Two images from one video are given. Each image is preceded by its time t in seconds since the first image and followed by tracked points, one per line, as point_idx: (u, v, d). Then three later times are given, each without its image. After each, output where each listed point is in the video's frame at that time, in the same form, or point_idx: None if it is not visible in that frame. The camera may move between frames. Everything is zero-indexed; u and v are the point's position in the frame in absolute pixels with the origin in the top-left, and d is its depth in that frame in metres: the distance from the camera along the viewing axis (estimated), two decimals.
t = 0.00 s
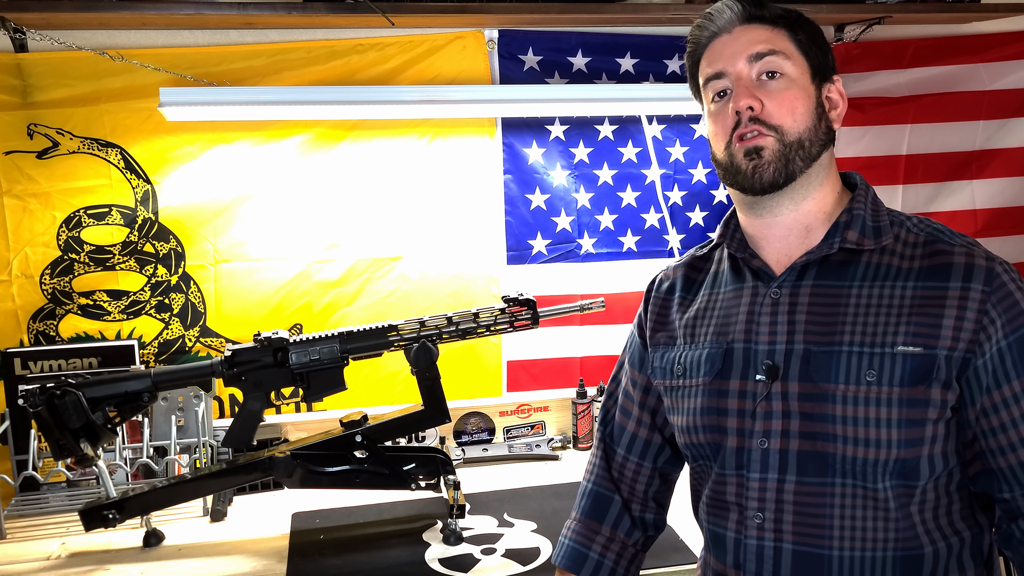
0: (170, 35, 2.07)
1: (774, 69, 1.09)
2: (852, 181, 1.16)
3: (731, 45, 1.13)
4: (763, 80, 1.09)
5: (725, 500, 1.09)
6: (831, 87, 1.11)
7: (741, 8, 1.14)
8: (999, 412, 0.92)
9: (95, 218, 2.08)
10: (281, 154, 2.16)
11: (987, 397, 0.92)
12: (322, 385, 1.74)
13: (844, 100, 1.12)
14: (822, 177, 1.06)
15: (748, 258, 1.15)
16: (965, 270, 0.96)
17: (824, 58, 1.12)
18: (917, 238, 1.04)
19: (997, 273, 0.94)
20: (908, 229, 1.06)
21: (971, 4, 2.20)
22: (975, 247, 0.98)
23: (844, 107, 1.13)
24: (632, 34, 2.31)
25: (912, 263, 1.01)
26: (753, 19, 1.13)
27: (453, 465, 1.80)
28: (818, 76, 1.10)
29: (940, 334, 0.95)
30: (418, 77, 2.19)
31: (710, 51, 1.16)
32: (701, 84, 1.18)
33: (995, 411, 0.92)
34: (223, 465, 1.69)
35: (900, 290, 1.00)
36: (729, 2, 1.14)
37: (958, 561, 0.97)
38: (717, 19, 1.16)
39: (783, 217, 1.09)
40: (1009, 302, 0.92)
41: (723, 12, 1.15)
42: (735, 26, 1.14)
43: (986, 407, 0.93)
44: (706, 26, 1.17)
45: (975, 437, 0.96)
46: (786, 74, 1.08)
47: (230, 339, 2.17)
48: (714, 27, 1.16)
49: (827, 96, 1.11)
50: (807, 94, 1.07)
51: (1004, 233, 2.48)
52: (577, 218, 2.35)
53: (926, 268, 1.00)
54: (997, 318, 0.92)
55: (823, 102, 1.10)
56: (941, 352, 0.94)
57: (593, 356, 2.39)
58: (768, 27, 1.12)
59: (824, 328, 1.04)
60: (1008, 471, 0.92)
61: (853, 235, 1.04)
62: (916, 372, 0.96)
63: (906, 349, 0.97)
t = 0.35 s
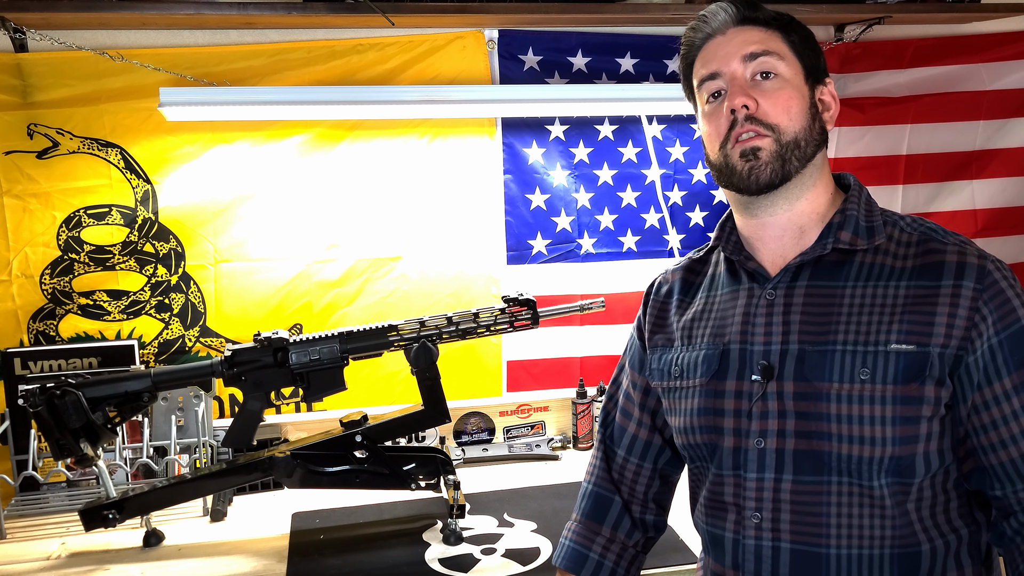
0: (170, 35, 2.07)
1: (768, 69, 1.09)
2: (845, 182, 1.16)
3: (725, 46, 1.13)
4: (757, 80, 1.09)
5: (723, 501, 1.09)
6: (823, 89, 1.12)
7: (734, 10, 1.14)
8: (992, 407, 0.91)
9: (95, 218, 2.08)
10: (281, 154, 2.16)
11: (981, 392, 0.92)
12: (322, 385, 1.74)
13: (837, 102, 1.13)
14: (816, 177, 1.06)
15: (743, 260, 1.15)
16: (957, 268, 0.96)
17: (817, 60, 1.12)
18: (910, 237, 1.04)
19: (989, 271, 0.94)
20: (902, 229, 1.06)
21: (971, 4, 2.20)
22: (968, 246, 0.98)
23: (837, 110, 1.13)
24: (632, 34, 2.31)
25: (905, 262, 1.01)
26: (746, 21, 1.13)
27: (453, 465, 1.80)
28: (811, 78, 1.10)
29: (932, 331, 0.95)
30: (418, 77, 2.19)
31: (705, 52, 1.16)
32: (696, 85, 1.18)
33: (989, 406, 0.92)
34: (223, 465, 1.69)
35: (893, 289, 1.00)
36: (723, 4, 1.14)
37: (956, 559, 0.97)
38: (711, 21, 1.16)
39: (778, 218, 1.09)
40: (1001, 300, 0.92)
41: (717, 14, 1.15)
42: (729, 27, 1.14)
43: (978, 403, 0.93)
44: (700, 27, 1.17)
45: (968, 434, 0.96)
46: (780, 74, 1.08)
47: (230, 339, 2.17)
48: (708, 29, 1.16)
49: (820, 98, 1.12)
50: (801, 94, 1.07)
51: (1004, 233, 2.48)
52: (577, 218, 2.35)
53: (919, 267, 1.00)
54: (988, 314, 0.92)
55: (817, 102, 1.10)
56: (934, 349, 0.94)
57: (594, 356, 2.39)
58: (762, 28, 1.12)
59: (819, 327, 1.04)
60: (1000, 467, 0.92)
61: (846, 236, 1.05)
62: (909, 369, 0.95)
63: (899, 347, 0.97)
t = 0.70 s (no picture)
0: (170, 35, 2.07)
1: (769, 71, 1.09)
2: (843, 182, 1.16)
3: (726, 47, 1.13)
4: (758, 82, 1.09)
5: (723, 501, 1.09)
6: (823, 91, 1.12)
7: (735, 12, 1.14)
8: (991, 406, 0.91)
9: (95, 218, 2.08)
10: (281, 154, 2.16)
11: (979, 391, 0.92)
12: (323, 385, 1.74)
13: (837, 104, 1.13)
14: (814, 177, 1.07)
15: (742, 261, 1.14)
16: (955, 267, 0.96)
17: (817, 62, 1.12)
18: (908, 237, 1.04)
19: (987, 271, 0.94)
20: (899, 229, 1.06)
21: (971, 4, 2.20)
22: (965, 245, 0.98)
23: (837, 112, 1.13)
24: (632, 34, 2.31)
25: (903, 262, 1.01)
26: (748, 23, 1.13)
27: (453, 465, 1.80)
28: (812, 80, 1.10)
29: (931, 330, 0.95)
30: (418, 77, 2.19)
31: (706, 53, 1.16)
32: (696, 87, 1.17)
33: (988, 405, 0.92)
34: (223, 465, 1.69)
35: (892, 289, 1.00)
36: (724, 5, 1.14)
37: (954, 558, 0.97)
38: (711, 22, 1.16)
39: (776, 218, 1.09)
40: (998, 299, 0.92)
41: (718, 15, 1.15)
42: (730, 29, 1.14)
43: (977, 403, 0.93)
44: (700, 29, 1.17)
45: (967, 433, 0.96)
46: (781, 76, 1.08)
47: (230, 339, 2.17)
48: (709, 30, 1.16)
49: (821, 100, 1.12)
50: (802, 96, 1.07)
51: (1005, 232, 2.48)
52: (577, 218, 2.35)
53: (916, 267, 1.00)
54: (986, 314, 0.92)
55: (817, 105, 1.10)
56: (932, 349, 0.94)
57: (594, 356, 2.39)
58: (763, 30, 1.12)
59: (817, 326, 1.04)
60: (999, 466, 0.92)
61: (843, 236, 1.04)
62: (907, 369, 0.95)
63: (898, 346, 0.97)
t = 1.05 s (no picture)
0: (170, 35, 2.07)
1: (770, 68, 1.09)
2: (848, 182, 1.16)
3: (729, 43, 1.13)
4: (759, 78, 1.09)
5: (725, 499, 1.09)
6: (827, 91, 1.12)
7: (740, 7, 1.14)
8: (997, 408, 0.91)
9: (95, 218, 2.08)
10: (281, 154, 2.16)
11: (983, 393, 0.92)
12: (322, 385, 1.74)
13: (842, 103, 1.13)
14: (818, 180, 1.06)
15: (747, 258, 1.15)
16: (962, 268, 0.96)
17: (822, 60, 1.12)
18: (914, 237, 1.04)
19: (994, 271, 0.94)
20: (905, 229, 1.06)
21: (971, 4, 2.20)
22: (972, 246, 0.98)
23: (841, 112, 1.13)
24: (632, 34, 2.31)
25: (909, 262, 1.01)
26: (752, 19, 1.13)
27: (453, 465, 1.80)
28: (816, 78, 1.10)
29: (937, 331, 0.95)
30: (418, 77, 2.19)
31: (709, 49, 1.16)
32: (699, 82, 1.18)
33: (993, 407, 0.92)
34: (223, 465, 1.69)
35: (898, 288, 1.00)
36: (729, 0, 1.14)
37: (955, 558, 0.97)
38: (716, 17, 1.15)
39: (782, 221, 1.09)
40: (1004, 298, 0.92)
41: (722, 11, 1.15)
42: (734, 25, 1.14)
43: (983, 404, 0.93)
44: (705, 24, 1.17)
45: (971, 434, 0.96)
46: (783, 73, 1.08)
47: (230, 339, 2.17)
48: (713, 26, 1.16)
49: (824, 99, 1.12)
50: (804, 94, 1.07)
51: (1004, 232, 2.48)
52: (577, 218, 2.35)
53: (922, 267, 1.00)
54: (993, 315, 0.92)
55: (820, 103, 1.10)
56: (938, 349, 0.94)
57: (593, 356, 2.39)
58: (767, 27, 1.11)
59: (823, 325, 1.04)
60: (1002, 468, 0.92)
61: (850, 235, 1.04)
62: (913, 369, 0.96)
63: (904, 346, 0.97)
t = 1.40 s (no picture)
0: (170, 35, 2.07)
1: (787, 61, 1.09)
2: (857, 182, 1.15)
3: (744, 37, 1.13)
4: (776, 70, 1.09)
5: (726, 498, 1.09)
6: (840, 89, 1.13)
7: (756, 4, 1.15)
8: (995, 414, 0.91)
9: (95, 218, 2.08)
10: (281, 154, 2.16)
11: (983, 399, 0.92)
12: (323, 385, 1.74)
13: (853, 103, 1.14)
14: (833, 174, 1.06)
15: (754, 253, 1.15)
16: (969, 273, 0.96)
17: (835, 60, 1.12)
18: (922, 240, 1.04)
19: (1001, 278, 0.93)
20: (913, 231, 1.06)
21: (971, 4, 2.20)
22: (980, 251, 0.97)
23: (853, 110, 1.14)
24: (632, 34, 2.31)
25: (916, 265, 1.01)
26: (767, 16, 1.14)
27: (453, 465, 1.80)
28: (830, 75, 1.10)
29: (942, 335, 0.95)
30: (418, 77, 2.19)
31: (723, 44, 1.16)
32: (712, 78, 1.17)
33: (993, 413, 0.91)
34: (223, 465, 1.69)
35: (905, 290, 0.99)
36: None
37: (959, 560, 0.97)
38: (731, 13, 1.16)
39: (792, 214, 1.09)
40: (1009, 305, 0.91)
41: (738, 6, 1.15)
42: (750, 20, 1.14)
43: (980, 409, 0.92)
44: (719, 19, 1.17)
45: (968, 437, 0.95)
46: (799, 66, 1.08)
47: (230, 339, 2.17)
48: (728, 21, 1.16)
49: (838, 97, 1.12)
50: (821, 86, 1.07)
51: (1004, 233, 2.48)
52: (577, 218, 2.35)
53: (930, 271, 0.99)
54: (997, 321, 0.91)
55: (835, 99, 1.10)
56: (943, 353, 0.94)
57: (594, 356, 2.39)
58: (782, 23, 1.12)
59: (827, 325, 1.04)
60: (993, 475, 0.92)
61: (858, 235, 1.04)
62: (918, 372, 0.95)
63: (909, 349, 0.96)
